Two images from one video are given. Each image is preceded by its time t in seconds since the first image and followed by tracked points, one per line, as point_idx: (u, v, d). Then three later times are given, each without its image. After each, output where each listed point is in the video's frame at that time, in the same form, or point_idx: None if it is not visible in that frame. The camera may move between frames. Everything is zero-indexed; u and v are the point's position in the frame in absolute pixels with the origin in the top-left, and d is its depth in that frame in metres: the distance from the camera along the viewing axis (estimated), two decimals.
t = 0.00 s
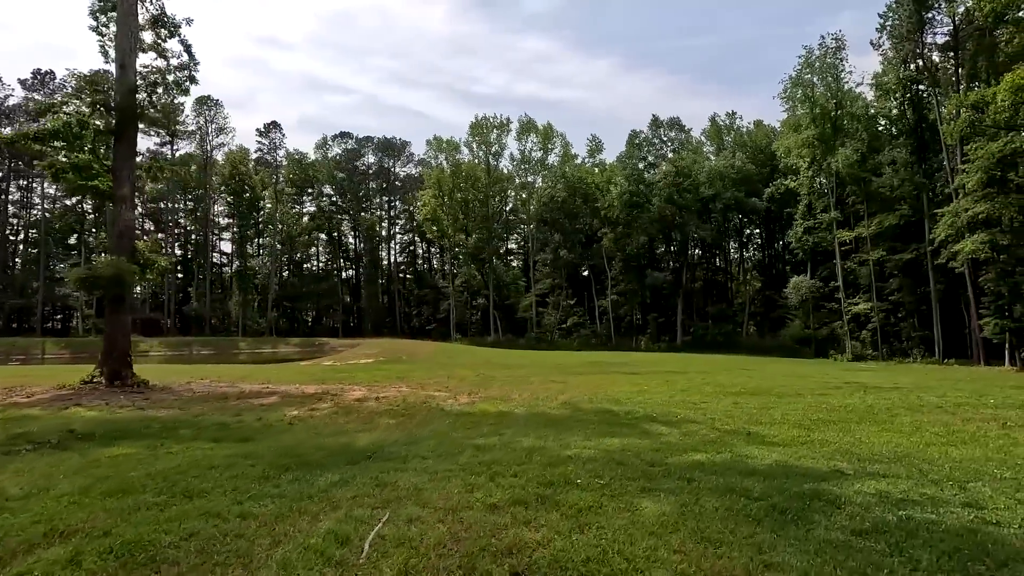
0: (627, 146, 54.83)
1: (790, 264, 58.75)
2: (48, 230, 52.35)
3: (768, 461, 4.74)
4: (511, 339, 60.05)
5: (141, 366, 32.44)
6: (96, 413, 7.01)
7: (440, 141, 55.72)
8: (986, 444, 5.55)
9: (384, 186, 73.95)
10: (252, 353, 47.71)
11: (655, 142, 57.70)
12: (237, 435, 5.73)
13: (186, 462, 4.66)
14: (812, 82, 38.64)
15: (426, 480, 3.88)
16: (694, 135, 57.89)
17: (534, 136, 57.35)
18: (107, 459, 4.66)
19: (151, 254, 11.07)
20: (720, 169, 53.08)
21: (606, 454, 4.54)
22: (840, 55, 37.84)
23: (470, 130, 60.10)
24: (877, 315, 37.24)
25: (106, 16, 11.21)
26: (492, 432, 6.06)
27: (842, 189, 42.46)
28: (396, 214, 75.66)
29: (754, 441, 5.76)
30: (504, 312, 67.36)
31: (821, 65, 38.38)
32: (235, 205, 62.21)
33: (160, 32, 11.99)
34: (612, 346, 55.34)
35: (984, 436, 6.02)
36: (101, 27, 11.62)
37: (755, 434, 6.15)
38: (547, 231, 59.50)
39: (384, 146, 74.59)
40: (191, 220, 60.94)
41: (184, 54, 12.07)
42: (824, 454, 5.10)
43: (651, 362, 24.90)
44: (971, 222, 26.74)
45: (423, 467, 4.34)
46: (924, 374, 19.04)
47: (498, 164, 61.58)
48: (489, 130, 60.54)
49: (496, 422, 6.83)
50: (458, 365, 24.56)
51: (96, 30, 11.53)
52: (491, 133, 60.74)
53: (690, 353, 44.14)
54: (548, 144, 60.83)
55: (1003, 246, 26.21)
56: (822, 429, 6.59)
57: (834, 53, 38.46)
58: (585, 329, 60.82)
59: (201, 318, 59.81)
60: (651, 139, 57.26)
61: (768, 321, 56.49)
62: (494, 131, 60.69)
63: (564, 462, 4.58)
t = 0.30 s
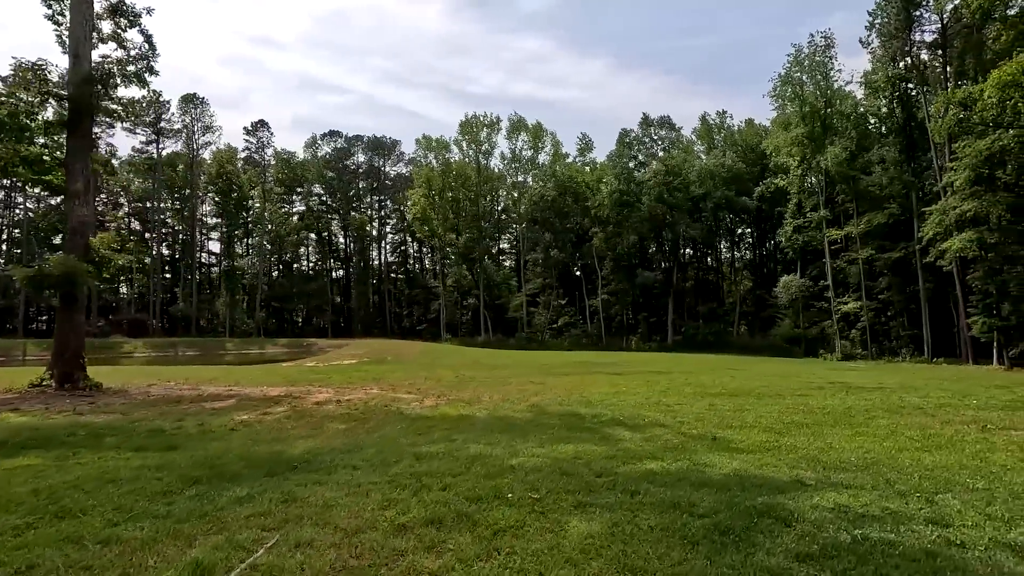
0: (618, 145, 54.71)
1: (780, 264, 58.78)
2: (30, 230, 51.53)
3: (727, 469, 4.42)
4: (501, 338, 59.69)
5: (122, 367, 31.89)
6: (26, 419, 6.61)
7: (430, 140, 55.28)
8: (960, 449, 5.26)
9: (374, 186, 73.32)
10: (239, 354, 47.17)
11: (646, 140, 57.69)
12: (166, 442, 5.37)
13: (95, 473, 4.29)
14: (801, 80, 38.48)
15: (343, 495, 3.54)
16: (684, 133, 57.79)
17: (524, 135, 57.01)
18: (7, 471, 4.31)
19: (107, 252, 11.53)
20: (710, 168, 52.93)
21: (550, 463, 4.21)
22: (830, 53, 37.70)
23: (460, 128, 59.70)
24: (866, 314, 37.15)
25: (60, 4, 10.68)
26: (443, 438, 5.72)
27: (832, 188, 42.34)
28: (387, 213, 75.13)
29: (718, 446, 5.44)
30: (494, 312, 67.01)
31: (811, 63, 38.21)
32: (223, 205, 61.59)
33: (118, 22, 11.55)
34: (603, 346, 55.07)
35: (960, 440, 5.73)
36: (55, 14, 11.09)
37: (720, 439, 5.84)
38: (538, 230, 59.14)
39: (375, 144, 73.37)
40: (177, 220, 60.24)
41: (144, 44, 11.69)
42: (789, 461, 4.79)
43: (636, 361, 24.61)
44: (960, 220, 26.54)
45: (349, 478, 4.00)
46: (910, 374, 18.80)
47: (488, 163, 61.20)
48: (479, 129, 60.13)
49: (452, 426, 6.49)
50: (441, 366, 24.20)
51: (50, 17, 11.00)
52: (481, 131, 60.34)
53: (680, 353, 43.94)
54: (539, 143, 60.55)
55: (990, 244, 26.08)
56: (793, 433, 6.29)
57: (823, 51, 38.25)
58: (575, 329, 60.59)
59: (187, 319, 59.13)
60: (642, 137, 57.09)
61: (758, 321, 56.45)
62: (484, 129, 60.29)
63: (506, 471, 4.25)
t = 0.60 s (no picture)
0: (608, 143, 54.63)
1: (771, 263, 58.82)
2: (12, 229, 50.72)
3: (685, 478, 4.09)
4: (491, 338, 59.34)
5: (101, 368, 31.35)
6: None
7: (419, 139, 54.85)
8: (936, 455, 4.92)
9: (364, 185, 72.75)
10: (225, 354, 46.64)
11: (636, 139, 57.59)
12: (80, 451, 5.04)
13: None
14: (791, 79, 38.39)
15: (237, 523, 3.26)
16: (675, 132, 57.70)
17: (514, 134, 56.70)
18: None
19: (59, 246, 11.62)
20: (700, 167, 52.80)
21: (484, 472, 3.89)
22: (818, 52, 37.61)
23: (450, 127, 59.32)
24: (855, 313, 37.09)
25: None
26: (384, 444, 5.35)
27: (821, 187, 42.26)
28: (377, 213, 74.59)
29: (681, 453, 5.08)
30: (485, 312, 66.76)
31: (800, 61, 38.09)
32: (209, 204, 60.91)
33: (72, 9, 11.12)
34: (593, 346, 54.83)
35: (933, 444, 5.40)
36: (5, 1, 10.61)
37: (686, 444, 5.51)
38: (528, 229, 58.82)
39: (365, 143, 72.46)
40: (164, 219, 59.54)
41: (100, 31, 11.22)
42: (755, 469, 4.45)
43: (623, 361, 24.31)
44: (947, 219, 26.34)
45: (262, 493, 3.75)
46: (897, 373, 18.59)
47: (478, 161, 60.87)
48: (469, 127, 59.77)
49: (405, 431, 6.12)
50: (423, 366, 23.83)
51: None
52: (472, 130, 59.98)
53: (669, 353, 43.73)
54: (529, 142, 60.29)
55: (977, 243, 25.98)
56: (763, 437, 5.94)
57: (813, 50, 38.13)
58: (566, 329, 60.39)
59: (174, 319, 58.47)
60: (632, 136, 56.94)
61: (747, 320, 56.43)
62: (474, 128, 59.93)
63: (439, 481, 3.94)
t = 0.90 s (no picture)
0: (596, 143, 54.48)
1: (758, 263, 58.82)
2: None
3: (615, 486, 4.04)
4: (478, 339, 59.00)
5: (78, 369, 30.86)
6: None
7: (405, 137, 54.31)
8: (893, 463, 4.70)
9: (352, 184, 72.12)
10: (208, 355, 45.91)
11: (624, 138, 57.44)
12: None
13: None
14: (777, 78, 38.27)
15: (97, 556, 3.19)
16: (663, 132, 57.56)
17: (502, 132, 56.28)
18: None
19: None
20: (688, 167, 52.59)
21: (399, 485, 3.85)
22: (804, 51, 37.48)
23: (437, 125, 58.81)
24: (841, 313, 37.02)
25: None
26: (311, 451, 5.05)
27: (808, 187, 42.17)
28: (365, 212, 73.90)
29: (623, 460, 4.73)
30: (472, 312, 66.37)
31: (786, 60, 37.95)
32: (194, 203, 60.04)
33: None
34: (581, 346, 54.54)
35: (897, 450, 5.12)
36: None
37: (636, 449, 5.26)
38: (516, 229, 58.39)
39: (352, 142, 71.80)
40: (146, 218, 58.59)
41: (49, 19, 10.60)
42: (692, 476, 4.24)
43: (606, 361, 24.05)
44: (931, 218, 26.12)
45: (140, 510, 3.80)
46: (879, 373, 18.43)
47: (466, 160, 60.39)
48: (457, 126, 59.27)
49: (345, 436, 5.78)
50: (404, 366, 23.46)
51: None
52: (459, 128, 59.49)
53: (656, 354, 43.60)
54: (517, 140, 59.90)
55: (961, 242, 25.86)
56: (720, 441, 5.63)
57: (798, 49, 37.99)
58: (554, 329, 60.16)
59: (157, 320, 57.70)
60: (620, 135, 56.81)
61: (735, 320, 56.36)
62: (462, 127, 59.45)
63: (354, 495, 3.94)
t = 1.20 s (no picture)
0: (580, 143, 54.41)
1: (742, 263, 58.94)
2: None
3: (527, 501, 4.09)
4: (463, 339, 58.55)
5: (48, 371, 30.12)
6: None
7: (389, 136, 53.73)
8: (844, 472, 4.70)
9: (337, 183, 71.40)
10: (187, 355, 45.05)
11: (609, 138, 57.42)
12: None
13: None
14: (760, 78, 38.22)
15: None
16: (648, 132, 57.53)
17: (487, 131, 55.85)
18: None
19: None
20: (672, 167, 52.52)
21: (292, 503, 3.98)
22: (787, 52, 37.46)
23: (422, 124, 58.22)
24: (823, 313, 37.02)
25: None
26: (228, 467, 4.98)
27: (791, 187, 42.23)
28: (350, 210, 73.16)
29: (568, 470, 4.77)
30: (457, 312, 66.04)
31: (769, 61, 37.91)
32: (174, 202, 58.98)
33: None
34: (566, 346, 54.28)
35: (851, 457, 5.13)
36: None
37: (577, 457, 5.12)
38: (501, 228, 57.94)
39: (336, 141, 71.08)
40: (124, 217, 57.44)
41: None
42: (632, 489, 4.30)
43: (584, 362, 23.84)
44: (910, 218, 26.06)
45: None
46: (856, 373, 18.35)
47: (450, 159, 59.86)
48: (441, 125, 58.74)
49: (274, 444, 5.63)
50: (379, 367, 23.10)
51: None
52: (444, 127, 58.97)
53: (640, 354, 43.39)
54: (502, 140, 59.56)
55: (940, 242, 25.82)
56: (673, 448, 5.44)
57: (781, 50, 38.03)
58: (539, 330, 59.94)
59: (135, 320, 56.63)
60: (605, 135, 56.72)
61: (720, 320, 56.46)
62: (447, 126, 58.94)
63: (240, 514, 4.04)
